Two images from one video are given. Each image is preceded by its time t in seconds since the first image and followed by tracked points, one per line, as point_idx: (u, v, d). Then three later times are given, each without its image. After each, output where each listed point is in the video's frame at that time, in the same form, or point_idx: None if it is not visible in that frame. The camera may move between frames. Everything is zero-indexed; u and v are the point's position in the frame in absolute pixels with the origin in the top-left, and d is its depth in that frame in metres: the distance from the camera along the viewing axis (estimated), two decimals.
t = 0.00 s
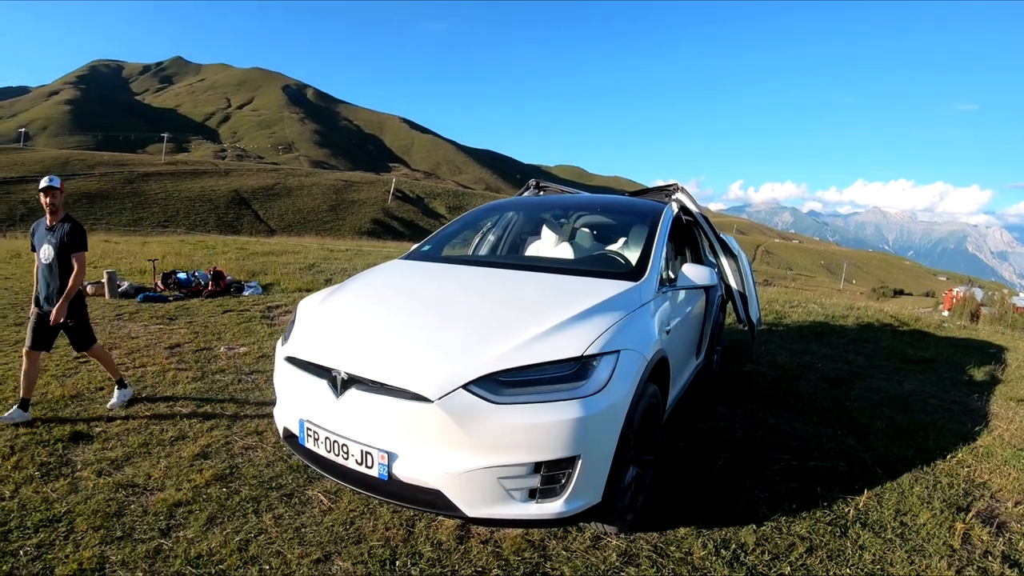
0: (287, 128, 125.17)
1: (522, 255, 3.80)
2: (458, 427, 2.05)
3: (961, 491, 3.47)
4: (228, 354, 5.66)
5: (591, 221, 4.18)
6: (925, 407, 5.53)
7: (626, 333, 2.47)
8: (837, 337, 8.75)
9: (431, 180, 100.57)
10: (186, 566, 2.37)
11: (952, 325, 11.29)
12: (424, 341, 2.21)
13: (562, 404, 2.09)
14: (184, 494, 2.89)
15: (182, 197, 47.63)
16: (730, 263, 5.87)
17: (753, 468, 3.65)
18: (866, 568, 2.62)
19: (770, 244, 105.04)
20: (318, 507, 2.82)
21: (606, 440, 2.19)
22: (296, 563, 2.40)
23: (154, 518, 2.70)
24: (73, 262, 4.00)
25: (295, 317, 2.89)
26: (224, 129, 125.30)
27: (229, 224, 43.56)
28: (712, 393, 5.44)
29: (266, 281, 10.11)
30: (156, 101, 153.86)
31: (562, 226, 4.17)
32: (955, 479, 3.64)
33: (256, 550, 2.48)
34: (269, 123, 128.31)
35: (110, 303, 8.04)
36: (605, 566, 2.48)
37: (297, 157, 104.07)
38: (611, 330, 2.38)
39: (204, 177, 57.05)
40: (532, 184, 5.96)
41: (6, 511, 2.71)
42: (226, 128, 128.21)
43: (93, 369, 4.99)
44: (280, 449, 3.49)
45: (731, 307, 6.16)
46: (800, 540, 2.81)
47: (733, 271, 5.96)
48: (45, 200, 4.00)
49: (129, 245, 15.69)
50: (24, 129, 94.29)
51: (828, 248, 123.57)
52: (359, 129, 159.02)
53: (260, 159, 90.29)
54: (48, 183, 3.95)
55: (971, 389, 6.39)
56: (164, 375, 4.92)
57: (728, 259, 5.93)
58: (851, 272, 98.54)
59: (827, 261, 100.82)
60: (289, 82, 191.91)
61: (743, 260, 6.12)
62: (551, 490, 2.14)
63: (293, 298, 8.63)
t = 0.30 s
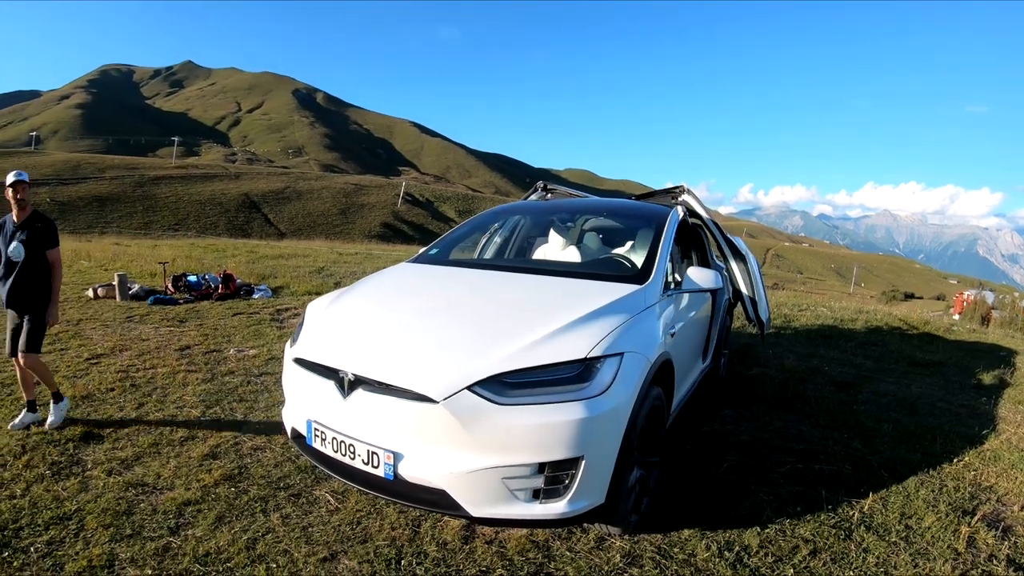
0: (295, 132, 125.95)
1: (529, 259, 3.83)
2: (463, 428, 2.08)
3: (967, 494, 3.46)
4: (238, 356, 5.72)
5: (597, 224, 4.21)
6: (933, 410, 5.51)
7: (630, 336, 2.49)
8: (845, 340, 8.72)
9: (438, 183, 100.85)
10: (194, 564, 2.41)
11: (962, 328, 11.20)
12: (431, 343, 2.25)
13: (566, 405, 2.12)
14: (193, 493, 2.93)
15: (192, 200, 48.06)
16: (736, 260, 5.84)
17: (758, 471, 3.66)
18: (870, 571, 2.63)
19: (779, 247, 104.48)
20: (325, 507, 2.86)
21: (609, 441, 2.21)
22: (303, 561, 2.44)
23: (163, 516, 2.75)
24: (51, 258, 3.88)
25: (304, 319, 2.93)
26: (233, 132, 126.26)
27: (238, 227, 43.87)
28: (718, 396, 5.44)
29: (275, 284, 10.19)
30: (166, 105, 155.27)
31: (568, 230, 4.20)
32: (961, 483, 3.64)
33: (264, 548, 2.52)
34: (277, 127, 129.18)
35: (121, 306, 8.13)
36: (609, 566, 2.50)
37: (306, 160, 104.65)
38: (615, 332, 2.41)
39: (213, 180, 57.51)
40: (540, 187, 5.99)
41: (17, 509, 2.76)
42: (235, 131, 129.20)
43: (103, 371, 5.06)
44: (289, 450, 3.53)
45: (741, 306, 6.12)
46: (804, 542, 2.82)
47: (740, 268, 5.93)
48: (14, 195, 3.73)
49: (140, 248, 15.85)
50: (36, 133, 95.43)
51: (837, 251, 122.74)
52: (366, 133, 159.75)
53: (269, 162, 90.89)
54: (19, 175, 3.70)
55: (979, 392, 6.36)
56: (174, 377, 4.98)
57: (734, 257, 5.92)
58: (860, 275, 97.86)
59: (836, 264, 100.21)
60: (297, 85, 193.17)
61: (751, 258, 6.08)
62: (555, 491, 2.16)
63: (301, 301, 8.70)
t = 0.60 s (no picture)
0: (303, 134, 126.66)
1: (534, 262, 3.86)
2: (465, 428, 2.10)
3: (971, 500, 3.46)
4: (246, 357, 5.77)
5: (602, 228, 4.24)
6: (938, 416, 5.49)
7: (633, 338, 2.51)
8: (852, 345, 8.69)
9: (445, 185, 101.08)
10: (199, 560, 2.44)
11: (971, 335, 11.12)
12: (435, 344, 2.28)
13: (568, 407, 2.14)
14: (199, 491, 2.97)
15: (201, 201, 48.39)
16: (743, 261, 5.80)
17: (761, 475, 3.66)
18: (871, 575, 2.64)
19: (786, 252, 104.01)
20: (330, 505, 2.89)
21: (610, 444, 2.23)
22: (307, 559, 2.47)
23: (170, 513, 2.78)
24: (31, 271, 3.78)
25: (311, 320, 2.97)
26: (241, 134, 127.15)
27: (246, 229, 44.12)
28: (723, 400, 5.44)
29: (284, 286, 10.26)
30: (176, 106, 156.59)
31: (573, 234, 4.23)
32: (965, 489, 3.64)
33: (268, 545, 2.55)
34: (286, 129, 129.94)
35: (130, 305, 8.21)
36: (610, 568, 2.52)
37: (314, 162, 105.15)
38: (617, 335, 2.43)
39: (221, 182, 57.94)
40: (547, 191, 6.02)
41: (25, 504, 2.80)
42: (243, 133, 129.98)
43: (112, 370, 5.12)
44: (295, 449, 3.57)
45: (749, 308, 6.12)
46: (805, 547, 2.83)
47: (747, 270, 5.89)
48: None
49: (151, 249, 16.00)
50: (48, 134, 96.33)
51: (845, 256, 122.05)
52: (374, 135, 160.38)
53: (277, 164, 91.39)
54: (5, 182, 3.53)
55: (986, 398, 6.33)
56: (182, 376, 5.04)
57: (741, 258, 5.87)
58: (868, 280, 97.29)
59: (844, 269, 99.69)
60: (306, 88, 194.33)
61: (757, 258, 6.04)
62: (556, 491, 2.18)
63: (309, 303, 8.75)
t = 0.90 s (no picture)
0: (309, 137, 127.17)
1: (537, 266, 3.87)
2: (465, 429, 2.12)
3: (973, 506, 3.46)
4: (250, 359, 5.80)
5: (605, 232, 4.25)
6: (942, 421, 5.48)
7: (634, 341, 2.52)
8: (856, 351, 8.66)
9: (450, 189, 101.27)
10: (200, 559, 2.46)
11: (977, 340, 11.07)
12: (436, 347, 2.29)
13: (567, 409, 2.15)
14: (202, 491, 2.99)
15: (207, 204, 48.64)
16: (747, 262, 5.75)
17: (763, 480, 3.66)
18: None
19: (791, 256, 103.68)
20: (331, 506, 2.91)
21: (610, 446, 2.24)
22: (307, 559, 2.49)
23: (172, 512, 2.81)
24: None
25: (314, 323, 2.99)
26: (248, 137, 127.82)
27: (253, 231, 44.33)
28: (725, 405, 5.44)
29: (289, 288, 10.30)
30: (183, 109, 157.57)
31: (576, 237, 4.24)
32: (968, 494, 3.63)
33: (269, 545, 2.56)
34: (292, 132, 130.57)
35: (135, 307, 8.26)
36: (609, 570, 2.52)
37: (319, 165, 105.53)
38: (617, 338, 2.43)
39: (228, 184, 58.24)
40: (551, 195, 6.04)
41: (29, 501, 2.83)
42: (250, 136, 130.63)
43: (117, 370, 5.16)
44: (297, 450, 3.59)
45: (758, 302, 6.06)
46: (805, 551, 2.83)
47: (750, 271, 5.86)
48: None
49: (157, 251, 16.09)
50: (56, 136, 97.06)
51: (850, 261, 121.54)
52: (379, 138, 160.86)
53: (283, 166, 91.78)
54: None
55: (991, 404, 6.30)
56: (186, 377, 5.07)
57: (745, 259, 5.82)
58: (874, 285, 96.84)
59: (849, 274, 99.32)
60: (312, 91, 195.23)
61: (762, 258, 5.98)
62: (555, 493, 2.19)
63: (313, 306, 8.79)
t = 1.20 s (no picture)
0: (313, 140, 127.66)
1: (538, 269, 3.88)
2: (464, 431, 2.12)
3: (975, 509, 3.45)
4: (253, 361, 5.82)
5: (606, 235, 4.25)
6: (945, 424, 5.47)
7: (633, 344, 2.52)
8: (860, 354, 8.65)
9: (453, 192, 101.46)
10: (201, 560, 2.47)
11: (981, 343, 11.04)
12: (435, 349, 2.30)
13: (566, 412, 2.15)
14: (203, 492, 3.00)
15: (212, 207, 48.83)
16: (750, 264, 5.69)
17: (764, 483, 3.65)
18: None
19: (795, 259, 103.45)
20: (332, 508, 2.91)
21: (608, 449, 2.24)
22: (308, 560, 2.49)
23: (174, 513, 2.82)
24: None
25: (316, 325, 3.00)
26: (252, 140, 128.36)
27: (258, 234, 44.51)
28: (727, 408, 5.42)
29: (293, 291, 10.34)
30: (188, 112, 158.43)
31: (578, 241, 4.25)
32: (970, 498, 3.62)
33: (270, 546, 2.57)
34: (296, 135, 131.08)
35: (139, 309, 8.30)
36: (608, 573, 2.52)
37: (323, 168, 105.82)
38: (617, 341, 2.44)
39: (232, 187, 58.50)
40: (554, 197, 6.04)
41: (32, 501, 2.84)
42: (254, 139, 131.12)
43: (120, 372, 5.18)
44: (299, 452, 3.59)
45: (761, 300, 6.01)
46: (806, 555, 2.83)
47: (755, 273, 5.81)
48: None
49: (161, 253, 16.17)
50: (62, 139, 97.56)
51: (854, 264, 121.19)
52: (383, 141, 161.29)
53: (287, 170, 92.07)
54: None
55: (994, 407, 6.29)
56: (190, 379, 5.10)
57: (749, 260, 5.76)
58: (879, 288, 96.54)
59: (853, 277, 99.03)
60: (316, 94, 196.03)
61: (765, 258, 5.90)
62: (555, 496, 2.19)
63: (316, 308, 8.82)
